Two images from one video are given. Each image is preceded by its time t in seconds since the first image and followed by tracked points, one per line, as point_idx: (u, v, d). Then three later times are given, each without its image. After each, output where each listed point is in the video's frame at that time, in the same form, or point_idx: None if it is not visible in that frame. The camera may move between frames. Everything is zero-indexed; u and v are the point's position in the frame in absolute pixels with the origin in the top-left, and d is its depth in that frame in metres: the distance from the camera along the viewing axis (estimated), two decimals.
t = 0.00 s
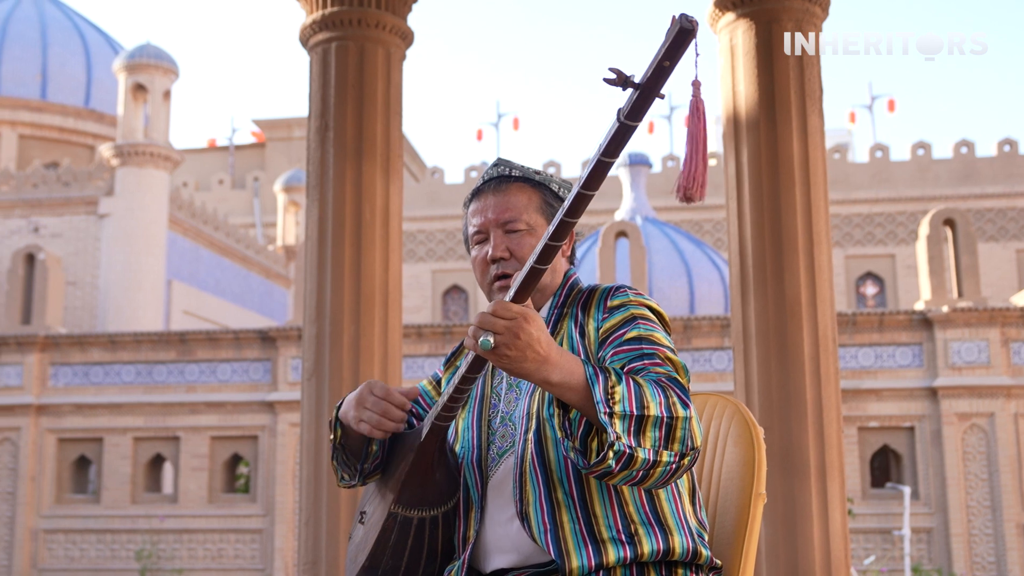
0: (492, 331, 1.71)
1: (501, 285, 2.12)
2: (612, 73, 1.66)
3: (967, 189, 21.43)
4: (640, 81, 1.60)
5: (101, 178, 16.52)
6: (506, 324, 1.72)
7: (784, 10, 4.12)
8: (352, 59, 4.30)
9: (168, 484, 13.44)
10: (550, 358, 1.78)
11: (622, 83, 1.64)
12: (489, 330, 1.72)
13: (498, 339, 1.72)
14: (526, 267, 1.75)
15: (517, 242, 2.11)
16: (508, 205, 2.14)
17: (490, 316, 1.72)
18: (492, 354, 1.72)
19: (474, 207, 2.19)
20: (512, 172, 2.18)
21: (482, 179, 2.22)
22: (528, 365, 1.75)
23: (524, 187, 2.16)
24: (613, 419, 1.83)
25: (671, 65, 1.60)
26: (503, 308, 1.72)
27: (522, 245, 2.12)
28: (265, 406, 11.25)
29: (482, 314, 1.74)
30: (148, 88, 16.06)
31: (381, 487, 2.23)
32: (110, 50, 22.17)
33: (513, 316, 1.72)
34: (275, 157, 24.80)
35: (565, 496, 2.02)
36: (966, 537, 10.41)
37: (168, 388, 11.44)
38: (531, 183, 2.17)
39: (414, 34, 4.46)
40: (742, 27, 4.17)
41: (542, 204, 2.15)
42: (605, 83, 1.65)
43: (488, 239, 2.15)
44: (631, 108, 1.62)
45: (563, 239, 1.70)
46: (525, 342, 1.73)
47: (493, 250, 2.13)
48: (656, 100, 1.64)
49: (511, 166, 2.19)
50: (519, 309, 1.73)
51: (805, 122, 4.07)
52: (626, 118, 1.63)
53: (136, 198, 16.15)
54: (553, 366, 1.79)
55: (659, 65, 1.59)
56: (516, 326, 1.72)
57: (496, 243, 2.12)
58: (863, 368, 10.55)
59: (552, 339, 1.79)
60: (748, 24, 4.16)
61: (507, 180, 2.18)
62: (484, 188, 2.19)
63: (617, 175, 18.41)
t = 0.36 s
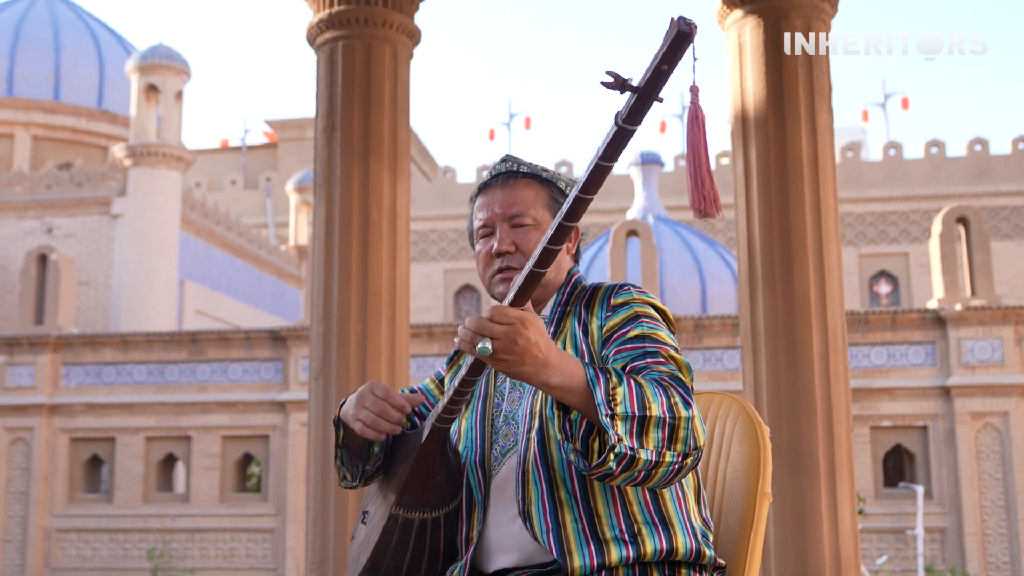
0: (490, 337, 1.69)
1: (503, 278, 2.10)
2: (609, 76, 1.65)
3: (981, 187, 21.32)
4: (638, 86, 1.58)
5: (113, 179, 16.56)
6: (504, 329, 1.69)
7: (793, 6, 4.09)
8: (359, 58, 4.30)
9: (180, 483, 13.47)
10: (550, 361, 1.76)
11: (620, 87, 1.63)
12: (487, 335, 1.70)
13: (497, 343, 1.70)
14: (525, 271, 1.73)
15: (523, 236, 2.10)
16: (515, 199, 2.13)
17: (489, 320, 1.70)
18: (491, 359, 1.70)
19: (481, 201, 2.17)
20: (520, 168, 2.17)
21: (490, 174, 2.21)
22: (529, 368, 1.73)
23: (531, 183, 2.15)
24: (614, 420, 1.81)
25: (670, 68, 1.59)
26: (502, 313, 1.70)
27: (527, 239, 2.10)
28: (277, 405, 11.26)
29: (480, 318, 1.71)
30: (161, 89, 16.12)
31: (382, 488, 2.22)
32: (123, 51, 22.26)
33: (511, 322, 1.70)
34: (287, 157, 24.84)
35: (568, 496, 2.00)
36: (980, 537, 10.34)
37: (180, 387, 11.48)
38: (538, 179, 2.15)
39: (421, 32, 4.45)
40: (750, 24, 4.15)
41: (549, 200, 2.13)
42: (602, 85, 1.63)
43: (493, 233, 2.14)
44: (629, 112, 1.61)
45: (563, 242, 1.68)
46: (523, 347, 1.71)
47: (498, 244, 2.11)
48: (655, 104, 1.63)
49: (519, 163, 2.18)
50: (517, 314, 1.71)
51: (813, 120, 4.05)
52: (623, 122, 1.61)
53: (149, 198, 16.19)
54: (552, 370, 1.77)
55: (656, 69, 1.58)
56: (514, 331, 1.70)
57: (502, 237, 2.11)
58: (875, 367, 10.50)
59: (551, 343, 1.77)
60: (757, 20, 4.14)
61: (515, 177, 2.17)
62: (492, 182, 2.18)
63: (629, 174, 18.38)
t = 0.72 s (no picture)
0: (485, 337, 1.69)
1: (504, 278, 2.08)
2: (604, 72, 1.64)
3: (996, 185, 21.20)
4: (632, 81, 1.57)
5: (127, 180, 16.61)
6: (500, 329, 1.68)
7: (800, 4, 4.07)
8: (366, 58, 4.30)
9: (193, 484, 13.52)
10: (547, 360, 1.75)
11: (614, 83, 1.62)
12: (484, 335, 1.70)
13: (494, 343, 1.70)
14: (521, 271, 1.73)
15: (524, 235, 2.09)
16: (516, 199, 2.12)
17: (485, 321, 1.69)
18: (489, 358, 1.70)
19: (482, 201, 2.17)
20: (521, 167, 2.16)
21: (489, 176, 2.20)
22: (526, 370, 1.72)
23: (532, 182, 2.14)
24: (616, 419, 1.80)
25: (663, 64, 1.57)
26: (498, 312, 1.68)
27: (528, 238, 2.09)
28: (288, 406, 11.28)
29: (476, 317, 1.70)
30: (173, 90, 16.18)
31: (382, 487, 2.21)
32: (136, 53, 22.34)
33: (508, 321, 1.69)
34: (300, 158, 24.90)
35: (569, 497, 1.99)
36: (994, 537, 10.29)
37: (192, 387, 11.52)
38: (539, 179, 2.15)
39: (428, 32, 4.45)
40: (758, 22, 4.14)
41: (551, 199, 2.12)
42: (597, 81, 1.62)
43: (495, 233, 2.12)
44: (624, 108, 1.60)
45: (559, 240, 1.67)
46: (520, 345, 1.70)
47: (500, 244, 2.10)
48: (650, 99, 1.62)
49: (520, 163, 2.17)
50: (514, 313, 1.69)
51: (822, 118, 4.02)
52: (619, 119, 1.61)
53: (162, 200, 16.23)
54: (552, 371, 1.76)
55: (651, 65, 1.57)
56: (512, 331, 1.69)
57: (503, 237, 2.09)
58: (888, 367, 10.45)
59: (551, 341, 1.76)
60: (765, 19, 4.12)
61: (516, 176, 2.16)
62: (493, 182, 2.17)
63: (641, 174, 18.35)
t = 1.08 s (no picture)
0: (534, 285, 1.62)
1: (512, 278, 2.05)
2: (624, 71, 1.62)
3: (1013, 183, 21.05)
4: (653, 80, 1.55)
5: (141, 181, 16.65)
6: (552, 280, 1.62)
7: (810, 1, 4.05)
8: (374, 57, 4.29)
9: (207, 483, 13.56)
10: (592, 318, 1.69)
11: (634, 83, 1.60)
12: (531, 285, 1.63)
13: (541, 294, 1.63)
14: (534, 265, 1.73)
15: (530, 234, 2.06)
16: (522, 197, 2.09)
17: (536, 268, 1.62)
18: (532, 310, 1.63)
19: (487, 200, 2.14)
20: (527, 165, 2.13)
21: (495, 175, 2.17)
22: (567, 328, 1.66)
23: (538, 180, 2.11)
24: (662, 376, 1.79)
25: (685, 63, 1.56)
26: (552, 261, 1.62)
27: (535, 238, 2.06)
28: (302, 406, 11.30)
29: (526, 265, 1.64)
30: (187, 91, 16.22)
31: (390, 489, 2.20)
32: (151, 54, 22.41)
33: (561, 271, 1.62)
34: (314, 158, 24.94)
35: (575, 497, 1.97)
36: (1010, 537, 10.22)
37: (206, 388, 11.56)
38: (545, 178, 2.12)
39: (437, 31, 4.44)
40: (768, 19, 4.12)
41: (557, 198, 2.09)
42: (616, 81, 1.60)
43: (500, 232, 2.09)
44: (643, 108, 1.58)
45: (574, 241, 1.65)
46: (570, 299, 1.64)
47: (505, 243, 2.07)
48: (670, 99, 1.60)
49: (525, 161, 2.14)
50: (566, 264, 1.63)
51: (832, 114, 4.00)
52: (638, 118, 1.58)
53: (177, 200, 16.27)
54: (593, 332, 1.70)
55: (672, 63, 1.55)
56: (565, 281, 1.62)
57: (509, 235, 2.06)
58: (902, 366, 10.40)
59: (595, 301, 1.70)
60: (775, 16, 4.10)
61: (521, 175, 2.13)
62: (498, 181, 2.15)
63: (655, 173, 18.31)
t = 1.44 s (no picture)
0: (527, 280, 1.65)
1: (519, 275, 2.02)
2: (619, 66, 1.61)
3: None
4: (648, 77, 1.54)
5: (157, 182, 16.71)
6: (546, 271, 1.64)
7: None
8: (384, 58, 4.30)
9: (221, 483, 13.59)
10: (595, 314, 1.70)
11: (630, 78, 1.59)
12: (526, 277, 1.66)
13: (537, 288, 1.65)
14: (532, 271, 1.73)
15: (539, 231, 2.02)
16: (532, 194, 2.04)
17: (530, 262, 1.65)
18: (529, 303, 1.66)
19: (497, 196, 2.09)
20: (538, 164, 2.08)
21: (506, 171, 2.12)
22: (568, 322, 1.67)
23: (549, 178, 2.06)
24: (654, 382, 1.78)
25: (681, 58, 1.55)
26: (545, 255, 1.64)
27: (544, 237, 2.02)
28: (316, 406, 11.33)
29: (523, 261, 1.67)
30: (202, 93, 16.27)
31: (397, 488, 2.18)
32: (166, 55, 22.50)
33: (555, 263, 1.64)
34: (328, 159, 24.99)
35: (578, 501, 1.96)
36: None
37: (220, 388, 11.60)
38: (556, 176, 2.07)
39: (446, 31, 4.45)
40: (778, 18, 4.11)
41: (566, 197, 2.05)
42: (612, 77, 1.59)
43: (509, 228, 2.05)
44: (640, 103, 1.57)
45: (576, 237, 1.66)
46: (566, 290, 1.65)
47: (514, 239, 2.02)
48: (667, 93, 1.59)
49: (537, 159, 2.09)
50: (562, 254, 1.65)
51: (843, 112, 3.98)
52: (635, 114, 1.58)
53: (192, 202, 16.32)
54: (598, 324, 1.70)
55: (667, 60, 1.54)
56: (558, 273, 1.64)
57: (518, 232, 2.02)
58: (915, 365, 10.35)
59: (598, 295, 1.71)
60: (785, 15, 4.09)
61: (532, 173, 2.08)
62: (509, 178, 2.09)
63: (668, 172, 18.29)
